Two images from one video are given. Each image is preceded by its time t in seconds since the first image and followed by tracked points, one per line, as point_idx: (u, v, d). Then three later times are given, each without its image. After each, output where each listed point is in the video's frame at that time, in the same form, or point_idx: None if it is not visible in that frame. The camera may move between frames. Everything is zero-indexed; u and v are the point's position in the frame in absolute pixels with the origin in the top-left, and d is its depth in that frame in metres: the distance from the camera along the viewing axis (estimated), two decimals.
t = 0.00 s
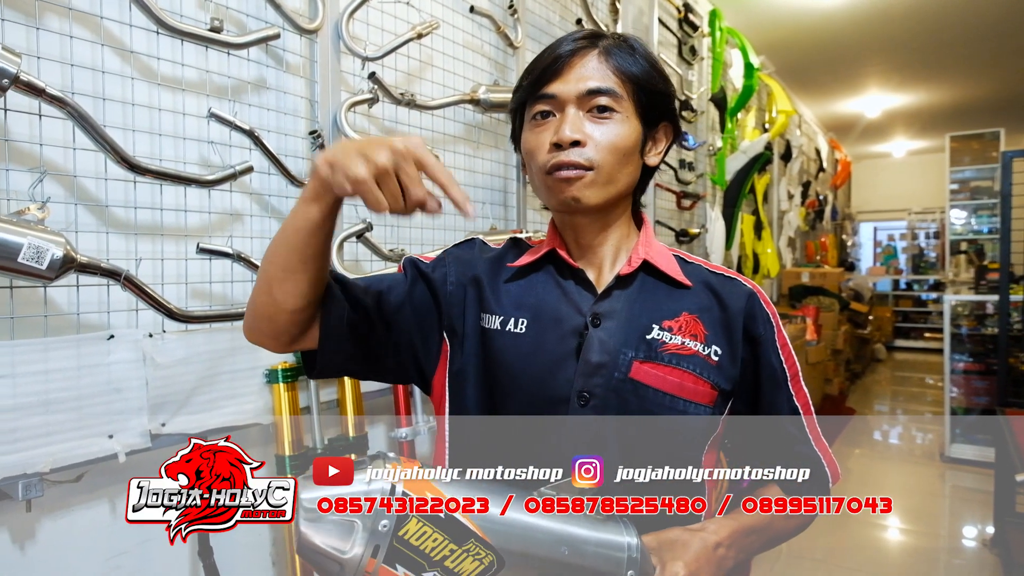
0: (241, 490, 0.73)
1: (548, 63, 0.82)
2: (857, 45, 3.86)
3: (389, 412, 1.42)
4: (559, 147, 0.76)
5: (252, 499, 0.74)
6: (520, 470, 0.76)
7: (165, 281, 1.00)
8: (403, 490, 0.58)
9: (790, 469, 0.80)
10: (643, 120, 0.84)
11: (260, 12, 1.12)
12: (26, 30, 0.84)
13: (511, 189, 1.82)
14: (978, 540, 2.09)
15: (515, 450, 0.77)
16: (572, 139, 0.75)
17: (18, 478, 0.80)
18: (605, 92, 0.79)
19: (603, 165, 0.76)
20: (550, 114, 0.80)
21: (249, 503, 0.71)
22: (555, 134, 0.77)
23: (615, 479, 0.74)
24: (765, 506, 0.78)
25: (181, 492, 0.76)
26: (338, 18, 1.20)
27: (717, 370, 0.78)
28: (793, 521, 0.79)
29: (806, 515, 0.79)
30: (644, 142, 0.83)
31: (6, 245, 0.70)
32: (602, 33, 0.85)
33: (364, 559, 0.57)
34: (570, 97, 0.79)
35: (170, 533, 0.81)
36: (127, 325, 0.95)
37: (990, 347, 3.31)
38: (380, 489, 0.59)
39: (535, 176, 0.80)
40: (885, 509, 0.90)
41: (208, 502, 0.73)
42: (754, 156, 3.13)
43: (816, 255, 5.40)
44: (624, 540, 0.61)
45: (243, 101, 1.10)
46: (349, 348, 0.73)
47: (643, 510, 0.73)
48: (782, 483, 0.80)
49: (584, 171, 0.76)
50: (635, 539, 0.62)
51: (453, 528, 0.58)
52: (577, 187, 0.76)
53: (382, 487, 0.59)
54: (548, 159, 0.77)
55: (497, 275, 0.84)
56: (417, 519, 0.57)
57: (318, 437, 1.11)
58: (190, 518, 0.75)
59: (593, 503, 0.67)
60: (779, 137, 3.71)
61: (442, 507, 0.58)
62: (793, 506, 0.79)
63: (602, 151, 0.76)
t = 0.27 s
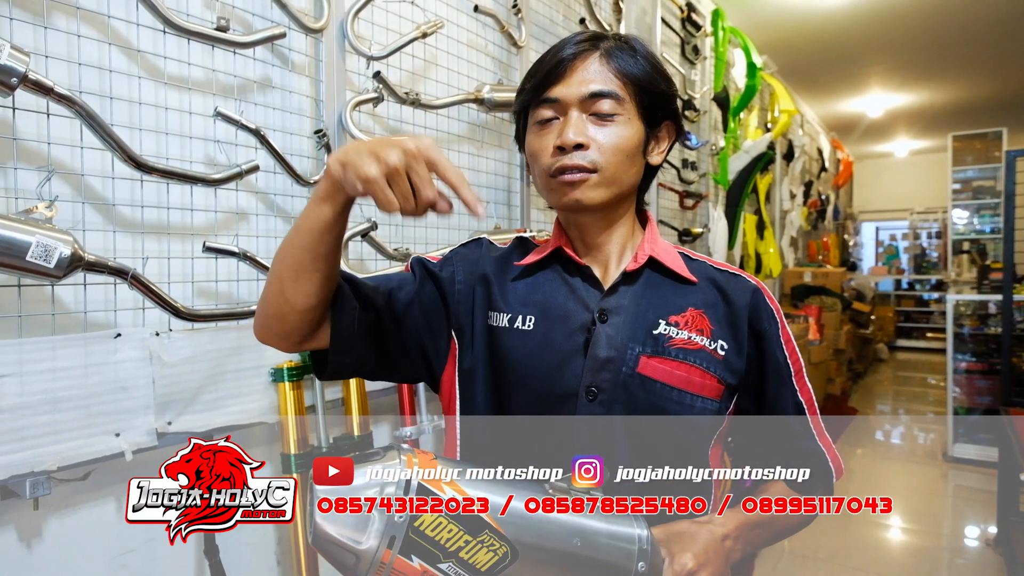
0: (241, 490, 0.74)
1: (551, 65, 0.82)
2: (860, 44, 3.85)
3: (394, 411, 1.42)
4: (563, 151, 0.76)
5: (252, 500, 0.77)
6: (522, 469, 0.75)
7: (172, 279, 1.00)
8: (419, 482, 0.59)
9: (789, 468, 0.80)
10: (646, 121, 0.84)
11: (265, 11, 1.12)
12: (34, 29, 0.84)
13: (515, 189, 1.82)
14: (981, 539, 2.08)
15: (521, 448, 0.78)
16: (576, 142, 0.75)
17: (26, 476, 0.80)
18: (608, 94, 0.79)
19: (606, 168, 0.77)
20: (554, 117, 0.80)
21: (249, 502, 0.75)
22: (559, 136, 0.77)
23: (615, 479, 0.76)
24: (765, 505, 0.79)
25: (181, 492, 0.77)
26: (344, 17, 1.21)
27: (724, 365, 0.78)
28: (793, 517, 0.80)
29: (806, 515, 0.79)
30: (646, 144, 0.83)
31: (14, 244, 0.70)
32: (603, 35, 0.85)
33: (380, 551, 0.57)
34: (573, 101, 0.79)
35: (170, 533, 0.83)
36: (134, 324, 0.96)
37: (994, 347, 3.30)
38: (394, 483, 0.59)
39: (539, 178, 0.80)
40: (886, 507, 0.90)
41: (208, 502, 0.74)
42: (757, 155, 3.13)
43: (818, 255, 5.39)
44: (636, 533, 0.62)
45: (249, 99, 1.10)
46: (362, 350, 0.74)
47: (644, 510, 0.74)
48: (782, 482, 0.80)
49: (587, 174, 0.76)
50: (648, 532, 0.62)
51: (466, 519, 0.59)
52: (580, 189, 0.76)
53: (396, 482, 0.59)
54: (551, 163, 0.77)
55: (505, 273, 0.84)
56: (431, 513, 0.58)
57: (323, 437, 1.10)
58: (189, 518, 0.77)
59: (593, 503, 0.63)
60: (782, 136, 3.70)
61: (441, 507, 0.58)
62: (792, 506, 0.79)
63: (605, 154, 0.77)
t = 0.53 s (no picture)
0: (241, 490, 0.74)
1: (553, 68, 0.82)
2: (859, 45, 3.86)
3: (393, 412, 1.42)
4: (564, 150, 0.76)
5: (252, 500, 0.76)
6: (521, 469, 0.76)
7: (171, 282, 1.00)
8: (413, 486, 0.59)
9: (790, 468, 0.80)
10: (647, 124, 0.84)
11: (265, 14, 1.13)
12: (33, 32, 0.84)
13: (515, 190, 1.82)
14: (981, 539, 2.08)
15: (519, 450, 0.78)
16: (577, 142, 0.76)
17: (26, 479, 0.80)
18: (609, 96, 0.79)
19: (606, 168, 0.77)
20: (555, 118, 0.81)
21: (249, 502, 0.74)
22: (560, 137, 0.77)
23: (616, 478, 0.75)
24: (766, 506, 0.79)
25: (181, 492, 0.76)
26: (343, 19, 1.21)
27: (723, 369, 0.78)
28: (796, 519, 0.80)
29: (806, 515, 0.80)
30: (647, 147, 0.83)
31: (14, 247, 0.70)
32: (605, 40, 0.85)
33: (376, 556, 0.57)
34: (575, 102, 0.79)
35: (170, 532, 0.82)
36: (133, 326, 0.96)
37: (993, 347, 3.30)
38: (388, 487, 0.59)
39: (539, 178, 0.80)
40: (887, 507, 0.90)
41: (208, 502, 0.74)
42: (757, 156, 3.13)
43: (818, 255, 5.39)
44: (632, 537, 0.61)
45: (248, 102, 1.10)
46: (359, 354, 0.75)
47: (644, 510, 0.74)
48: (782, 482, 0.81)
49: (587, 174, 0.76)
50: (643, 536, 0.62)
51: (461, 523, 0.58)
52: (580, 189, 0.76)
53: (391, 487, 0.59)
54: (553, 162, 0.77)
55: (504, 277, 0.84)
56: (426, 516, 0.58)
57: (323, 438, 1.10)
58: (189, 518, 0.77)
59: (594, 503, 0.64)
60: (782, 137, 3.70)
61: (441, 507, 0.58)
62: (793, 506, 0.79)
63: (605, 155, 0.77)
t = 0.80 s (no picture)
0: (241, 490, 0.74)
1: (556, 68, 0.82)
2: (858, 45, 3.86)
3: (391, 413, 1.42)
4: (566, 148, 0.76)
5: (252, 500, 0.76)
6: (521, 469, 0.75)
7: (168, 283, 1.00)
8: (405, 480, 0.59)
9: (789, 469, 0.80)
10: (649, 124, 0.84)
11: (262, 14, 1.12)
12: (30, 33, 0.84)
13: (513, 190, 1.82)
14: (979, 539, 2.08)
15: (517, 451, 0.78)
16: (579, 140, 0.76)
17: (22, 481, 0.80)
18: (612, 96, 0.79)
19: (608, 166, 0.77)
20: (557, 117, 0.81)
21: (250, 502, 0.74)
22: (563, 135, 0.77)
23: (616, 478, 0.75)
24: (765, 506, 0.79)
25: (181, 492, 0.76)
26: (341, 20, 1.21)
27: (722, 373, 0.78)
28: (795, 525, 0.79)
29: (806, 515, 0.79)
30: (649, 147, 0.83)
31: (10, 248, 0.70)
32: (609, 40, 0.85)
33: (365, 544, 0.58)
34: (577, 101, 0.79)
35: (170, 533, 0.82)
36: (130, 327, 0.96)
37: (992, 348, 3.30)
38: (381, 480, 0.59)
39: (541, 177, 0.80)
40: (885, 507, 0.90)
41: (208, 502, 0.74)
42: (756, 156, 3.13)
43: (817, 256, 5.39)
44: (624, 538, 0.61)
45: (245, 102, 1.10)
46: (359, 354, 0.75)
47: (643, 510, 0.73)
48: (781, 482, 0.81)
49: (590, 172, 0.76)
50: (636, 537, 0.62)
51: (451, 517, 0.59)
52: (582, 189, 0.76)
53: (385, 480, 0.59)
54: (556, 159, 0.77)
55: (505, 279, 0.84)
56: (417, 510, 0.58)
57: (320, 439, 1.11)
58: (189, 518, 0.77)
59: (593, 503, 0.64)
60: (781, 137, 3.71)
61: (441, 506, 0.59)
62: (793, 506, 0.79)
63: (607, 153, 0.77)
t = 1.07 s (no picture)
0: (242, 490, 0.75)
1: (567, 71, 0.83)
2: (859, 46, 3.86)
3: (392, 413, 1.42)
4: (576, 150, 0.76)
5: (252, 500, 0.77)
6: (521, 469, 0.76)
7: (169, 283, 1.00)
8: (410, 478, 0.60)
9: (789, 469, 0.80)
10: (659, 129, 0.84)
11: (264, 15, 1.13)
12: (32, 34, 0.84)
13: (514, 191, 1.82)
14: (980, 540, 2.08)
15: (519, 451, 0.79)
16: (590, 142, 0.76)
17: (23, 481, 0.80)
18: (623, 99, 0.80)
19: (619, 169, 0.77)
20: (568, 119, 0.81)
21: (250, 502, 0.75)
22: (573, 138, 0.77)
23: (616, 478, 0.76)
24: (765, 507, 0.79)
25: (181, 492, 0.77)
26: (342, 20, 1.21)
27: (728, 378, 0.78)
28: (803, 531, 0.79)
29: (807, 515, 0.79)
30: (659, 151, 0.83)
31: (12, 249, 0.70)
32: (621, 44, 0.85)
33: (370, 540, 0.58)
34: (589, 103, 0.80)
35: (170, 533, 0.84)
36: (131, 328, 0.96)
37: (993, 349, 3.29)
38: (387, 477, 0.60)
39: (551, 179, 0.80)
40: (886, 507, 0.90)
41: (208, 502, 0.75)
42: (756, 157, 3.13)
43: (818, 256, 5.39)
44: (628, 540, 0.61)
45: (247, 103, 1.10)
46: (366, 353, 0.74)
47: (644, 510, 0.75)
48: (780, 482, 0.80)
49: (601, 175, 0.76)
50: (639, 540, 0.62)
51: (456, 515, 0.59)
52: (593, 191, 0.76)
53: (392, 478, 0.60)
54: (566, 161, 0.77)
55: (513, 281, 0.84)
56: (423, 508, 0.58)
57: (321, 440, 1.11)
58: (189, 518, 0.78)
59: (593, 503, 0.64)
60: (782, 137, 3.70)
61: (441, 507, 0.59)
62: (793, 506, 0.79)
63: (618, 155, 0.77)
